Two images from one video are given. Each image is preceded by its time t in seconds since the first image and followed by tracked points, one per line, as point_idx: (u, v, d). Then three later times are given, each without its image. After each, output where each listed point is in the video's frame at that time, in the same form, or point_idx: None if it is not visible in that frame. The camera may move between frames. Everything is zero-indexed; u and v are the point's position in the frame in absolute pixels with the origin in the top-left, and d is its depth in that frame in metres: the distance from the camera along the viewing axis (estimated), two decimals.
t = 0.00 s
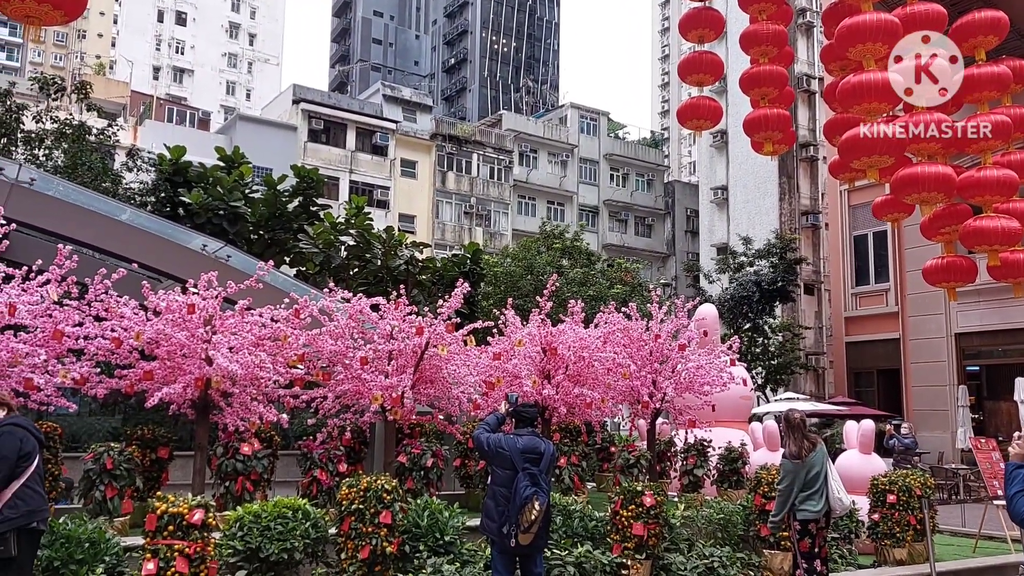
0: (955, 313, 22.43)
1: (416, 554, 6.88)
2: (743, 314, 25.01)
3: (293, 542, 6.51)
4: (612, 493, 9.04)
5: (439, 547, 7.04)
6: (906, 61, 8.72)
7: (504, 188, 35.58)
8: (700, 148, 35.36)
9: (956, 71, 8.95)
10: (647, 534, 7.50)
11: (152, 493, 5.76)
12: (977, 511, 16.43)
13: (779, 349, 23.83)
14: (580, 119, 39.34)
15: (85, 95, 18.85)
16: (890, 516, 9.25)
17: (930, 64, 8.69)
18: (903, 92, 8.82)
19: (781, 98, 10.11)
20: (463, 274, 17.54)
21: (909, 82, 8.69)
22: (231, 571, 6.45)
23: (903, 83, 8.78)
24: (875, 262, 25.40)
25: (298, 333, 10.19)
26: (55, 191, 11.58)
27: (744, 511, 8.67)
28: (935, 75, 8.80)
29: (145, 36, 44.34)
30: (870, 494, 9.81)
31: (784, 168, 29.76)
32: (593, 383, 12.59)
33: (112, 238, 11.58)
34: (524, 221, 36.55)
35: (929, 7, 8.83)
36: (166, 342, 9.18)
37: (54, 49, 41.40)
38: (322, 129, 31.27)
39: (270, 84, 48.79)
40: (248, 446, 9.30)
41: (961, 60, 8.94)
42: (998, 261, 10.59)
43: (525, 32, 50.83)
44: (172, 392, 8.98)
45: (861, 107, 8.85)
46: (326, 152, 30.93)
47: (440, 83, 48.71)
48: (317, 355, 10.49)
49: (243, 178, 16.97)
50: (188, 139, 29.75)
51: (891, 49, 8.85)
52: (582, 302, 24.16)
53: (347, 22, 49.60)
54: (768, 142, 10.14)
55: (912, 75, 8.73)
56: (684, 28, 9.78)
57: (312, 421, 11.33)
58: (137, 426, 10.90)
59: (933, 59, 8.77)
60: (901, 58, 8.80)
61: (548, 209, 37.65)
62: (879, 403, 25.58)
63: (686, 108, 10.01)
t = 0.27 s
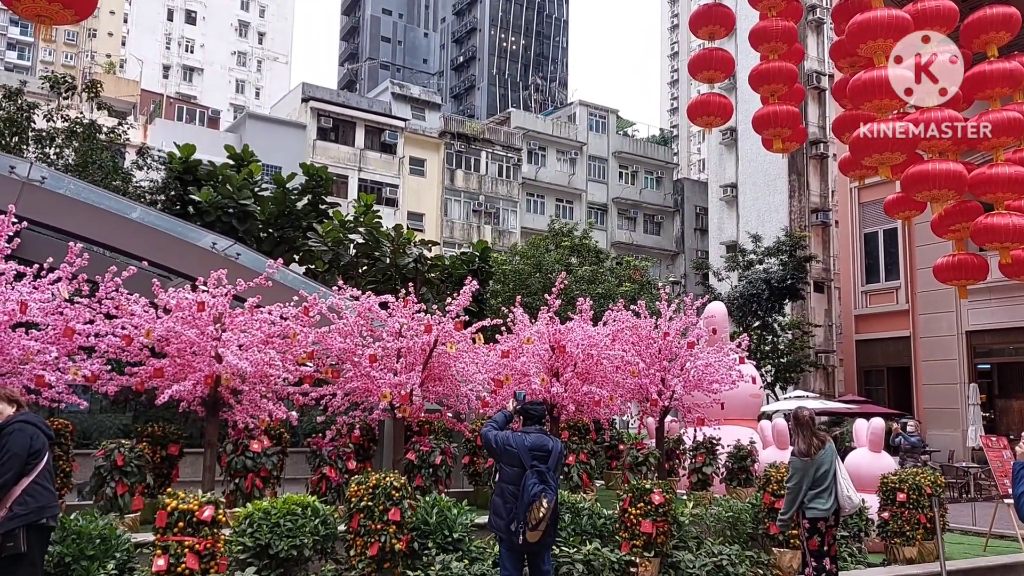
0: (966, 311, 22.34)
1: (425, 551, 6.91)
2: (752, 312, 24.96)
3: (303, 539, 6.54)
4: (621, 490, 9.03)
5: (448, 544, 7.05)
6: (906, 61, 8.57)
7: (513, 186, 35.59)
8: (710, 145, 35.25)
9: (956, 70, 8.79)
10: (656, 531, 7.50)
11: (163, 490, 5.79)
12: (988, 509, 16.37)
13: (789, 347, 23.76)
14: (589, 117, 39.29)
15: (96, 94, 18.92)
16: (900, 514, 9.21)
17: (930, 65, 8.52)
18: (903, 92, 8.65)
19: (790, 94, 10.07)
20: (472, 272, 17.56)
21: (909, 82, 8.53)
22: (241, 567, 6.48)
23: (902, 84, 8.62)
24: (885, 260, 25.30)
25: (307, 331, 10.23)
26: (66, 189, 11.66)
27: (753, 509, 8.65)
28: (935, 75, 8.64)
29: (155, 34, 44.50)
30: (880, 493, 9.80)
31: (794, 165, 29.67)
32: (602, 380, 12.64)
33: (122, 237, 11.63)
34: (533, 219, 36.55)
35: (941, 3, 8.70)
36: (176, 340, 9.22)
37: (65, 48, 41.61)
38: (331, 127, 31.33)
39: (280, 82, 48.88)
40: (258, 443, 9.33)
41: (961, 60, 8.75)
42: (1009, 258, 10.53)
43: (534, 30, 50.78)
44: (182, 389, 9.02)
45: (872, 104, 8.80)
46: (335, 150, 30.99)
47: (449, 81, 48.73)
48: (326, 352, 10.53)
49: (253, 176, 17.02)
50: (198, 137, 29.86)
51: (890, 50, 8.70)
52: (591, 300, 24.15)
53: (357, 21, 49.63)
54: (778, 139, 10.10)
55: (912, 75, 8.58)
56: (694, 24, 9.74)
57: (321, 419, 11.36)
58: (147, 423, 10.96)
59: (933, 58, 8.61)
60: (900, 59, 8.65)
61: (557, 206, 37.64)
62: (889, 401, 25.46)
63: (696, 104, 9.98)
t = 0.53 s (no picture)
0: (977, 309, 22.22)
1: (434, 548, 6.92)
2: (762, 310, 24.89)
3: (312, 536, 6.56)
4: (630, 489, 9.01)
5: (456, 542, 7.06)
6: (905, 62, 8.52)
7: (521, 184, 35.58)
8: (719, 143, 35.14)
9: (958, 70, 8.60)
10: (664, 530, 7.48)
11: (173, 487, 5.81)
12: (999, 508, 16.27)
13: (799, 345, 23.69)
14: (598, 115, 39.22)
15: (107, 93, 19.01)
16: (911, 513, 9.17)
17: (930, 64, 8.47)
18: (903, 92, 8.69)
19: (801, 91, 10.02)
20: (480, 270, 17.56)
21: (907, 82, 8.55)
22: (251, 564, 6.51)
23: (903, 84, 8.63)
24: (896, 258, 25.16)
25: (316, 329, 10.25)
26: (77, 188, 11.71)
27: (763, 507, 8.62)
28: (936, 75, 8.56)
29: (165, 34, 44.82)
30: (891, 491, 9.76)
31: (804, 162, 29.54)
32: (610, 378, 12.62)
33: (132, 235, 11.67)
34: (542, 217, 36.55)
35: None
36: (186, 338, 9.25)
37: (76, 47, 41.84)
38: (340, 126, 31.38)
39: (289, 81, 48.99)
40: (267, 441, 9.36)
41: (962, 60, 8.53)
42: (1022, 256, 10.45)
43: (543, 28, 50.72)
44: (192, 387, 9.04)
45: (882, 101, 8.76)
46: (344, 148, 31.02)
47: (458, 79, 48.76)
48: (335, 350, 10.56)
49: (262, 175, 17.06)
50: (208, 136, 29.95)
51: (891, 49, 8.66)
52: (600, 298, 24.12)
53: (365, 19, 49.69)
54: (787, 136, 10.07)
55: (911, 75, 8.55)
56: (704, 22, 9.72)
57: (330, 417, 11.39)
58: (158, 420, 11.01)
59: (935, 58, 8.51)
60: (901, 58, 8.60)
61: (566, 204, 37.62)
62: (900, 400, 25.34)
63: (706, 102, 9.96)
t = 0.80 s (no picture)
0: (986, 305, 22.19)
1: (441, 543, 6.95)
2: (770, 306, 24.84)
3: (321, 531, 6.58)
4: (637, 485, 9.03)
5: (464, 537, 7.09)
6: (905, 62, 8.59)
7: (529, 180, 35.56)
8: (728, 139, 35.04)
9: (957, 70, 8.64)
10: (672, 525, 7.47)
11: (183, 482, 5.84)
12: (1008, 505, 16.23)
13: (807, 341, 23.65)
14: (606, 111, 39.16)
15: (116, 89, 19.06)
16: (919, 509, 9.15)
17: (929, 66, 8.54)
18: (904, 92, 8.79)
19: (810, 86, 9.98)
20: (488, 266, 17.58)
21: (907, 83, 8.64)
22: (260, 558, 6.54)
23: (903, 84, 8.72)
24: (906, 253, 25.08)
25: (325, 325, 10.31)
26: (86, 184, 11.78)
27: (771, 503, 8.62)
28: (936, 74, 8.61)
29: (173, 30, 44.89)
30: (898, 488, 9.69)
31: (813, 158, 29.45)
32: (618, 374, 12.59)
33: (141, 231, 11.72)
34: (550, 213, 36.56)
35: None
36: (195, 333, 9.29)
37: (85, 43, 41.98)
38: (348, 122, 31.41)
39: (297, 76, 49.02)
40: (276, 436, 9.41)
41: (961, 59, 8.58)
42: None
43: (551, 23, 50.64)
44: (201, 382, 9.09)
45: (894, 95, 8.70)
46: (352, 144, 31.05)
47: (465, 75, 48.75)
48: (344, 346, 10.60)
49: (271, 171, 17.10)
50: (216, 132, 30.02)
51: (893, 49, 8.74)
52: (607, 294, 24.12)
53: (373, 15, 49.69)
54: (796, 131, 10.05)
55: (911, 76, 8.63)
56: (715, 16, 9.68)
57: (338, 412, 11.43)
58: (167, 415, 11.06)
59: (934, 58, 8.56)
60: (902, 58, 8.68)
61: (573, 200, 37.62)
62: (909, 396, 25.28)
63: (718, 97, 9.93)
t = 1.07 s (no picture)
0: (997, 297, 22.07)
1: (448, 533, 6.97)
2: (778, 298, 24.78)
3: (329, 520, 6.60)
4: (645, 476, 9.03)
5: (471, 526, 7.11)
6: (906, 61, 8.47)
7: (537, 170, 35.50)
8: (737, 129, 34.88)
9: (957, 71, 8.53)
10: (678, 516, 7.49)
11: (191, 471, 5.87)
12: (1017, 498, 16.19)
13: (815, 333, 23.60)
14: (614, 101, 39.02)
15: (124, 79, 19.08)
16: (927, 501, 9.15)
17: (930, 65, 8.43)
18: (904, 91, 8.69)
19: (820, 76, 9.92)
20: (495, 257, 17.57)
21: (906, 82, 8.54)
22: (268, 547, 6.57)
23: (903, 83, 8.61)
24: (915, 245, 24.95)
25: (332, 315, 10.36)
26: (95, 174, 11.80)
27: (778, 495, 8.62)
28: (937, 74, 8.50)
29: (181, 21, 44.88)
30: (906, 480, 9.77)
31: (822, 149, 29.30)
32: (624, 366, 12.69)
33: (150, 221, 11.76)
34: (558, 204, 36.53)
35: None
36: (203, 324, 9.32)
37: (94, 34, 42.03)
38: (355, 113, 31.40)
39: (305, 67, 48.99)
40: (284, 425, 9.44)
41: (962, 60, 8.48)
42: None
43: (559, 13, 50.42)
44: (209, 371, 9.12)
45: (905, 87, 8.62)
46: (360, 135, 31.05)
47: (473, 65, 48.66)
48: (351, 336, 10.63)
49: (279, 162, 17.11)
50: (224, 123, 30.05)
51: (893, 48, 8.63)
52: (615, 285, 24.10)
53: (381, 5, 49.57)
54: (806, 122, 10.00)
55: (911, 75, 8.53)
56: (725, 6, 9.62)
57: (345, 402, 11.46)
58: (176, 405, 11.11)
59: (935, 57, 8.47)
60: (901, 58, 8.58)
61: (581, 191, 37.57)
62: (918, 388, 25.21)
63: (729, 88, 9.89)
